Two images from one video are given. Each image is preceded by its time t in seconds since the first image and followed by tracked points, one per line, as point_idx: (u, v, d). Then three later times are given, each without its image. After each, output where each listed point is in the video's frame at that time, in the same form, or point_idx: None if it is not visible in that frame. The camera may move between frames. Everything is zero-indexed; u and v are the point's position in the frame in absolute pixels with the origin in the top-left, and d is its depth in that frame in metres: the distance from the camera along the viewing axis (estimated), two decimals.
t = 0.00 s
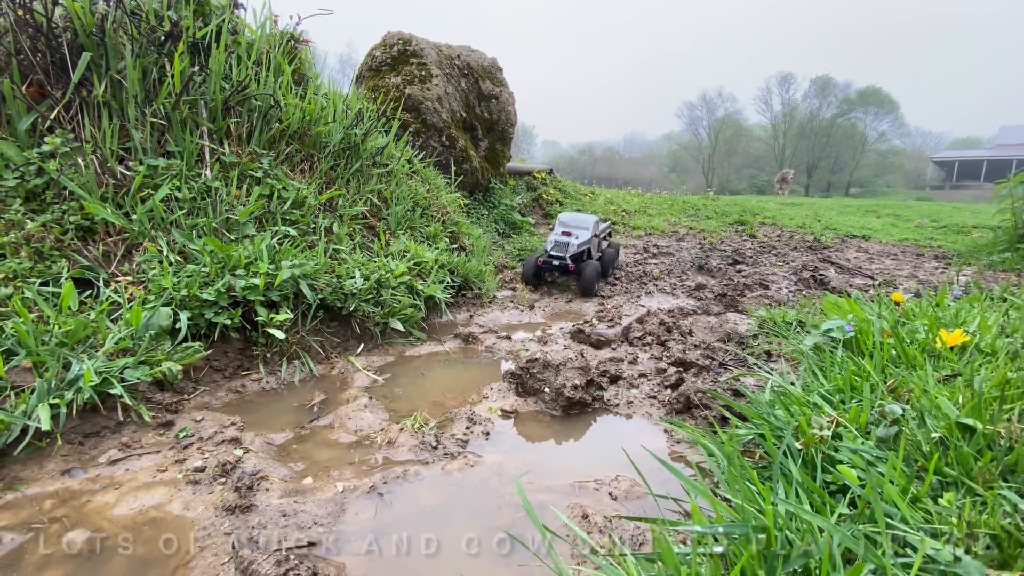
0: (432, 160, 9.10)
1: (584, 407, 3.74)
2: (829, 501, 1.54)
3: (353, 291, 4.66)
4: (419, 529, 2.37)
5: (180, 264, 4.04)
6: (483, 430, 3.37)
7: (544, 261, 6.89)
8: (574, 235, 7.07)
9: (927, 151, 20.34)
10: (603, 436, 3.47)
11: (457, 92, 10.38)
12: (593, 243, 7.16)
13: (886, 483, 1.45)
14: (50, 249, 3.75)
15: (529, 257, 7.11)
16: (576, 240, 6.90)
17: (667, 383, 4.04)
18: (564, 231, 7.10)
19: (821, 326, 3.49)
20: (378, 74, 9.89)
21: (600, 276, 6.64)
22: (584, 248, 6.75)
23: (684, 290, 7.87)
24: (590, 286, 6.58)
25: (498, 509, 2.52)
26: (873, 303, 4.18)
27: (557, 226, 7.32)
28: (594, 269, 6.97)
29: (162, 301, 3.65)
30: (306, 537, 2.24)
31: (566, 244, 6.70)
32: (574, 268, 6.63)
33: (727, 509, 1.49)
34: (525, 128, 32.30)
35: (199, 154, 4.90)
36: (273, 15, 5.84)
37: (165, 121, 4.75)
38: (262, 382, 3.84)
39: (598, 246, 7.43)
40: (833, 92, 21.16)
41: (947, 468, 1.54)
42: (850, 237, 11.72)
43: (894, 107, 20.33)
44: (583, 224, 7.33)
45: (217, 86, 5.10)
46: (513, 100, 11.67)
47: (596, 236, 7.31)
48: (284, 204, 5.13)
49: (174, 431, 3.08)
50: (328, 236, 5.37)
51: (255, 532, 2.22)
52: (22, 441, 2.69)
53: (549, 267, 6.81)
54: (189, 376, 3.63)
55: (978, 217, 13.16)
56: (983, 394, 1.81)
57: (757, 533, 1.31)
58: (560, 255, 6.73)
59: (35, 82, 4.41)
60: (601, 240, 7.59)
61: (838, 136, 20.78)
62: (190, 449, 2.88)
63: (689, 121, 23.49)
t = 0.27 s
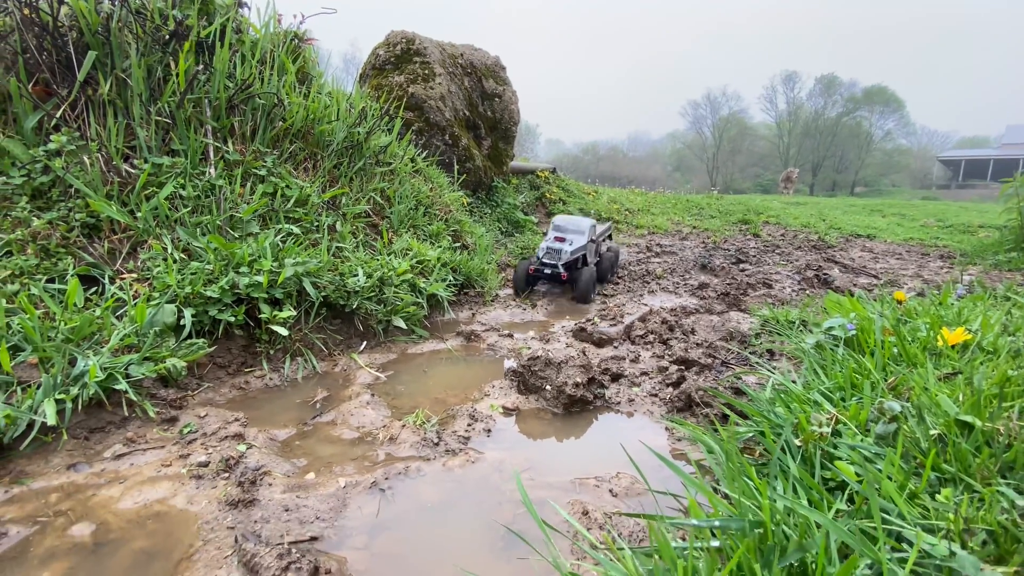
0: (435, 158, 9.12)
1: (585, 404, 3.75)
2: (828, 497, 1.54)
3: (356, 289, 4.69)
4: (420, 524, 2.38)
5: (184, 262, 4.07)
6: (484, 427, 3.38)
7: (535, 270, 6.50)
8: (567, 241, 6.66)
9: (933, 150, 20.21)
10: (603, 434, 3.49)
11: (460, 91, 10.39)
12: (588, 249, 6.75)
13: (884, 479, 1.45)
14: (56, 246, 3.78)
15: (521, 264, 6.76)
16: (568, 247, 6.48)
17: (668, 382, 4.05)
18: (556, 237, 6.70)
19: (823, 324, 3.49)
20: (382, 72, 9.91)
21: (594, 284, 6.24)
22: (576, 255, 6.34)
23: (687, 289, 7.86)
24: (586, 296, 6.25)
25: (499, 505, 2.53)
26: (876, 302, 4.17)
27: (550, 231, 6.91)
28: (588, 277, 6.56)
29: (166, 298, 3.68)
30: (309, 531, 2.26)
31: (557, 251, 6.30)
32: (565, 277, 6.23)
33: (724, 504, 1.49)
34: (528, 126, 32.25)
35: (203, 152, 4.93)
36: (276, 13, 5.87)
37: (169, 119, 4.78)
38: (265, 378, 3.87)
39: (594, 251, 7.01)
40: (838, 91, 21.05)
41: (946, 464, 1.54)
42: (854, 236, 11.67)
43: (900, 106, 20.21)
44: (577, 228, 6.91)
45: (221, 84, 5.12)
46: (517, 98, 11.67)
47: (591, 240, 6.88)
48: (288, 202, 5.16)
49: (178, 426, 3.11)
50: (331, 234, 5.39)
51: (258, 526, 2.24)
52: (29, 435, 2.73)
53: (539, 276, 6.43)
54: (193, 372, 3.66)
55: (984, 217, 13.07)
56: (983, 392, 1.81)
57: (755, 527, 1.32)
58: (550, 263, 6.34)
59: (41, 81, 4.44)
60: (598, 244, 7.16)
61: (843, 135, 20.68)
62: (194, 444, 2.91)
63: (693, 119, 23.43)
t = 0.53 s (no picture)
0: (439, 157, 9.16)
1: (587, 401, 3.80)
2: (822, 488, 1.57)
3: (361, 286, 4.74)
4: (424, 515, 2.43)
5: (192, 259, 4.14)
6: (487, 422, 3.43)
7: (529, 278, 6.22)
8: (563, 248, 6.35)
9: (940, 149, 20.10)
10: (605, 430, 3.53)
11: (463, 90, 10.43)
12: (586, 256, 6.44)
13: (877, 471, 1.49)
14: (67, 243, 3.85)
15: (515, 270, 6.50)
16: (565, 255, 6.17)
17: (670, 378, 4.09)
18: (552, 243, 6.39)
19: (824, 322, 3.52)
20: (386, 71, 9.96)
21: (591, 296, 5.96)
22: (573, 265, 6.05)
23: (690, 288, 7.87)
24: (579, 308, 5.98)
25: (501, 498, 2.58)
26: (878, 300, 4.19)
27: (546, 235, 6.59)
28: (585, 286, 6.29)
29: (175, 294, 3.74)
30: (316, 521, 2.31)
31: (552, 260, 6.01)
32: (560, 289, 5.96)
33: (720, 495, 1.52)
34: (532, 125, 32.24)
35: (211, 151, 5.00)
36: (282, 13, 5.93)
37: (177, 118, 4.84)
38: (272, 374, 3.92)
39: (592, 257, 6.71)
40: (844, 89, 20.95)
41: (937, 456, 1.58)
42: (859, 235, 11.65)
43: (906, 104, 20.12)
44: (575, 233, 6.59)
45: (228, 84, 5.18)
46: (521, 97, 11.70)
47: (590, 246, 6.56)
48: (294, 200, 5.22)
49: (187, 420, 3.17)
50: (337, 232, 5.45)
51: (266, 516, 2.29)
52: (42, 427, 2.79)
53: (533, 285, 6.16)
54: (201, 367, 3.72)
55: (991, 216, 13.01)
56: (977, 387, 1.84)
57: (746, 514, 1.38)
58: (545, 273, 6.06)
59: (51, 81, 4.51)
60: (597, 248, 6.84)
61: (848, 134, 20.58)
62: (203, 437, 2.97)
63: (697, 118, 23.37)
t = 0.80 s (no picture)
0: (443, 156, 9.17)
1: (593, 401, 3.80)
2: (831, 490, 1.57)
3: (367, 286, 4.76)
4: (432, 515, 2.44)
5: (199, 258, 4.16)
6: (493, 422, 3.44)
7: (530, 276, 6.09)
8: (566, 246, 6.23)
9: (946, 148, 19.98)
10: (611, 430, 3.53)
11: (467, 89, 10.44)
12: (589, 256, 6.34)
13: (887, 474, 1.48)
14: (75, 242, 3.87)
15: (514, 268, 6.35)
16: (568, 254, 6.06)
17: (675, 379, 4.09)
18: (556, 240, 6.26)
19: (831, 323, 3.51)
20: (390, 71, 9.97)
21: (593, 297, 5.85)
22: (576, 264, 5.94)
23: (695, 287, 7.86)
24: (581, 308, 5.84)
25: (508, 497, 2.58)
26: (884, 301, 4.18)
27: (549, 234, 6.47)
28: (586, 287, 6.19)
29: (183, 293, 3.76)
30: (325, 520, 2.32)
31: (555, 258, 5.90)
32: (562, 288, 5.84)
33: (729, 496, 1.52)
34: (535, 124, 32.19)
35: (217, 151, 5.01)
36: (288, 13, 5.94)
37: (184, 118, 4.86)
38: (279, 373, 3.94)
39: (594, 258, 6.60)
40: (850, 88, 20.84)
41: (948, 459, 1.58)
42: (864, 235, 11.61)
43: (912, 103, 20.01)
44: (578, 233, 6.48)
45: (234, 83, 5.20)
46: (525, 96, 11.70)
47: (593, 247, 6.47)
48: (299, 199, 5.24)
49: (195, 419, 3.19)
50: (342, 231, 5.47)
51: (274, 515, 2.30)
52: (51, 426, 2.81)
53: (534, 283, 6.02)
54: (208, 366, 3.74)
55: (998, 216, 12.93)
56: (987, 389, 1.84)
57: (756, 516, 1.38)
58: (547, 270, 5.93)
59: (59, 80, 4.53)
60: (599, 250, 6.75)
61: (853, 133, 20.49)
62: (211, 436, 2.98)
63: (701, 117, 23.29)
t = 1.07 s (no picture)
0: (448, 154, 9.20)
1: (596, 395, 3.84)
2: (829, 478, 1.60)
3: (372, 282, 4.80)
4: (438, 504, 2.48)
5: (207, 253, 4.21)
6: (497, 415, 3.48)
7: (524, 271, 5.99)
8: (561, 240, 6.14)
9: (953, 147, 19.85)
10: (614, 424, 3.57)
11: (472, 86, 10.47)
12: (585, 250, 6.25)
13: (884, 462, 1.51)
14: (86, 237, 3.93)
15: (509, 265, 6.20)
16: (563, 248, 5.97)
17: (678, 374, 4.12)
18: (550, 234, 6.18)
19: (833, 318, 3.53)
20: (395, 69, 10.01)
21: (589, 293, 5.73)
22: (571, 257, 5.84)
23: (698, 285, 7.88)
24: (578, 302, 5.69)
25: (513, 488, 2.62)
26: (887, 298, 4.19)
27: (543, 228, 6.38)
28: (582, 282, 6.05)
29: (191, 288, 3.82)
30: (333, 507, 2.37)
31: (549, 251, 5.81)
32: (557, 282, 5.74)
33: (728, 482, 1.55)
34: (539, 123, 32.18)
35: (224, 148, 5.07)
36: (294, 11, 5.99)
37: (192, 115, 4.92)
38: (286, 367, 4.00)
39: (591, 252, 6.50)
40: (855, 85, 20.72)
41: (944, 448, 1.61)
42: (869, 233, 11.57)
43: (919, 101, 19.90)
44: (574, 226, 6.39)
45: (241, 81, 5.25)
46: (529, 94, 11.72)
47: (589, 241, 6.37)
48: (306, 196, 5.29)
49: (204, 411, 3.24)
50: (347, 228, 5.52)
51: (283, 504, 2.35)
52: (65, 416, 2.87)
53: (528, 278, 5.91)
54: (216, 360, 3.80)
55: (1004, 214, 12.86)
56: (985, 381, 1.87)
57: (755, 501, 1.41)
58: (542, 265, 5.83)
59: (69, 78, 4.58)
60: (595, 244, 6.65)
61: (859, 131, 20.39)
62: (220, 427, 3.04)
63: (706, 115, 23.23)
